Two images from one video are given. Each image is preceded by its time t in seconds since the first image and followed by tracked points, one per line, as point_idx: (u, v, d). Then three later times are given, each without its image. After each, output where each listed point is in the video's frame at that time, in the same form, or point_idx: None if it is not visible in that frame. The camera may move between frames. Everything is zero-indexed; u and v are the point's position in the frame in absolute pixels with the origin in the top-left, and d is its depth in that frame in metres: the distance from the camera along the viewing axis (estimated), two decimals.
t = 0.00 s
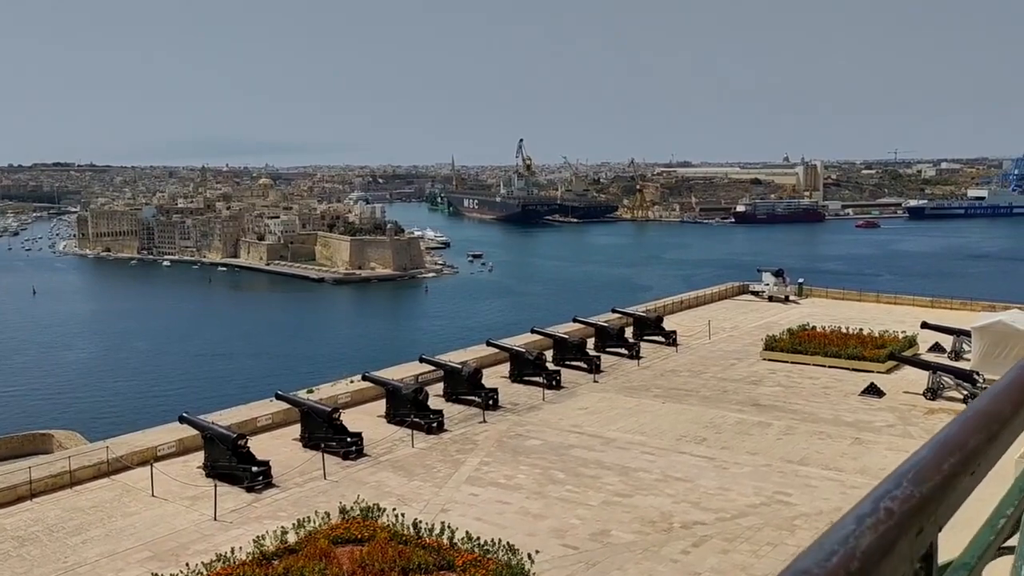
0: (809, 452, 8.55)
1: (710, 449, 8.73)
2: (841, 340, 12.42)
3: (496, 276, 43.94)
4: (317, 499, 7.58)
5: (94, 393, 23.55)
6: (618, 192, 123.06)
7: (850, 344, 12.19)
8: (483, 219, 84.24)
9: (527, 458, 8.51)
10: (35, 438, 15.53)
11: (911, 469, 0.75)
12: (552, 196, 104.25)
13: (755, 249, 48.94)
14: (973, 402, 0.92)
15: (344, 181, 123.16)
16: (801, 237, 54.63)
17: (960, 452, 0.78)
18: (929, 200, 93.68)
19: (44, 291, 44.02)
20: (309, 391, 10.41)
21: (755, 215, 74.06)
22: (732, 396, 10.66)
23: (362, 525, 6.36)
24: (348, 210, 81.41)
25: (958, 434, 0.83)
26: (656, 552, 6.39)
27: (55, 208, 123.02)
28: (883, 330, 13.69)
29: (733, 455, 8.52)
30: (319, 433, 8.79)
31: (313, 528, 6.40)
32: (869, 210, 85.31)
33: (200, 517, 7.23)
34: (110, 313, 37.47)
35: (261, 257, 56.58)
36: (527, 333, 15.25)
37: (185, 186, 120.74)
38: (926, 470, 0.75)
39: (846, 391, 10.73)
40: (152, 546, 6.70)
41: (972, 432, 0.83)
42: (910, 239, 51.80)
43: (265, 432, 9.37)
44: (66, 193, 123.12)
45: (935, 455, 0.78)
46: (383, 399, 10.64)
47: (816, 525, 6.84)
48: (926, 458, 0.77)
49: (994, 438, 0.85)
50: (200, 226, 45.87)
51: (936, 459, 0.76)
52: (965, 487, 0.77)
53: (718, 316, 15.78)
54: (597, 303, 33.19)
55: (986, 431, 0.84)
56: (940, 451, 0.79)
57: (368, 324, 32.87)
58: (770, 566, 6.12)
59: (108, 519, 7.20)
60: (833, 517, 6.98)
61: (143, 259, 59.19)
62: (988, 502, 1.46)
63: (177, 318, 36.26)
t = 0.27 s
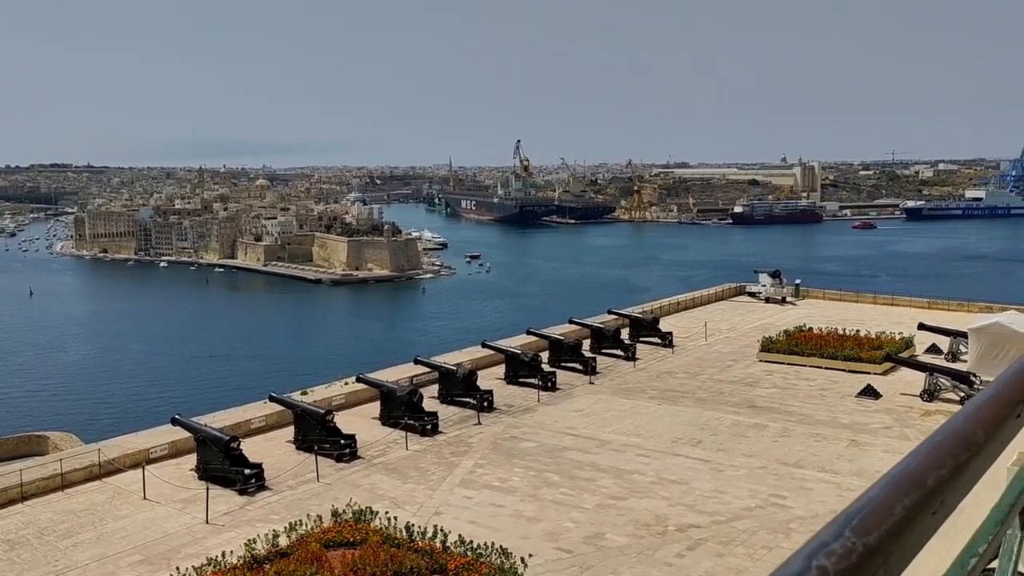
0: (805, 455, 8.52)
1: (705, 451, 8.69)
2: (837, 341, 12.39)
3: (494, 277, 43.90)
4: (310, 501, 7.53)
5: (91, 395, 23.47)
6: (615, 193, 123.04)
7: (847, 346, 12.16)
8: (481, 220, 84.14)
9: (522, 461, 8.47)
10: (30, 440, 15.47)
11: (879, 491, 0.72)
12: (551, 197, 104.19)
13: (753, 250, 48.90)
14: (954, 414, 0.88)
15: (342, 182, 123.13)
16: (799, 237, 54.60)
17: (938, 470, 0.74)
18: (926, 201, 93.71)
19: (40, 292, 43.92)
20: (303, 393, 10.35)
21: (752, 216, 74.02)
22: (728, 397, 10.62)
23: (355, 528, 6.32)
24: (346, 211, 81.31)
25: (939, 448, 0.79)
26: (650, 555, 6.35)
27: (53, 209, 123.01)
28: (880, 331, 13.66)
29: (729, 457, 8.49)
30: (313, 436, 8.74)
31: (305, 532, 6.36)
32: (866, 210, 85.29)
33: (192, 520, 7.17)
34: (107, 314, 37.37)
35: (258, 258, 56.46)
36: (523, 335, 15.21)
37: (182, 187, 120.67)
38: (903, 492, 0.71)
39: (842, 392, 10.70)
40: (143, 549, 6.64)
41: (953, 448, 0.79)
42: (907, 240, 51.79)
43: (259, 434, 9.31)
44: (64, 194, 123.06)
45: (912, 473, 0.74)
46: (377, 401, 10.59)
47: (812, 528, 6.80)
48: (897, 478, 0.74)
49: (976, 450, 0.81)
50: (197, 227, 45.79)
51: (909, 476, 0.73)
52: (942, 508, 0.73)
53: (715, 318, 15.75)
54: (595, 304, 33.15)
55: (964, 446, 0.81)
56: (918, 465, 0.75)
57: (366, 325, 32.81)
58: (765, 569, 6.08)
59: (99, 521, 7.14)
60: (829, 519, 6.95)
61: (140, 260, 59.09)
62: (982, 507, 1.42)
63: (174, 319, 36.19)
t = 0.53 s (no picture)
0: (799, 455, 8.52)
1: (699, 452, 8.69)
2: (831, 342, 12.39)
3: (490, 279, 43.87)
4: (303, 503, 7.51)
5: (86, 396, 23.41)
6: (611, 195, 123.07)
7: (841, 347, 12.16)
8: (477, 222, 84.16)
9: (516, 462, 8.46)
10: (25, 441, 15.43)
11: (901, 489, 0.69)
12: (547, 199, 104.15)
13: (748, 251, 48.90)
14: (967, 415, 0.85)
15: (338, 184, 123.13)
16: (794, 239, 54.62)
17: (952, 472, 0.72)
18: (921, 202, 93.80)
19: (36, 293, 43.82)
20: (297, 395, 10.33)
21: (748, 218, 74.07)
22: (723, 398, 10.63)
23: (347, 530, 6.30)
24: (342, 212, 81.25)
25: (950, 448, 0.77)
26: (644, 557, 6.34)
27: (49, 211, 123.07)
28: (874, 332, 13.67)
29: (723, 459, 8.48)
30: (306, 437, 8.72)
31: (297, 534, 6.34)
32: (861, 212, 85.33)
33: (185, 521, 7.15)
34: (103, 315, 37.30)
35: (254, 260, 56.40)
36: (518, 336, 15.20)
37: (179, 189, 120.64)
38: (915, 489, 0.70)
39: (836, 394, 10.71)
40: (136, 551, 6.62)
41: (966, 448, 0.77)
42: (902, 242, 51.81)
43: (252, 435, 9.29)
44: (61, 196, 123.04)
45: (927, 470, 0.73)
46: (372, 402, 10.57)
47: (806, 529, 6.80)
48: (911, 473, 0.72)
49: (996, 449, 0.79)
50: (193, 229, 45.73)
51: (926, 477, 0.70)
52: (955, 504, 0.72)
53: (709, 319, 15.76)
54: (591, 305, 33.14)
55: (985, 444, 0.78)
56: (932, 464, 0.73)
57: (362, 327, 32.77)
58: (758, 571, 6.07)
59: (92, 523, 7.11)
60: (822, 520, 6.95)
61: (136, 262, 59.02)
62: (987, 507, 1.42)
63: (170, 320, 36.12)
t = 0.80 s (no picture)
0: (792, 459, 8.52)
1: (692, 456, 8.68)
2: (824, 344, 12.40)
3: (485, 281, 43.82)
4: (295, 508, 7.49)
5: (81, 398, 23.34)
6: (606, 197, 123.08)
7: (834, 349, 12.17)
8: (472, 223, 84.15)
9: (509, 466, 8.44)
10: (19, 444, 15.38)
11: (895, 533, 0.72)
12: (542, 201, 104.11)
13: (743, 253, 48.90)
14: (963, 446, 0.88)
15: (334, 186, 123.15)
16: (789, 240, 54.63)
17: (947, 514, 0.75)
18: (915, 204, 93.86)
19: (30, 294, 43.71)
20: (289, 398, 10.31)
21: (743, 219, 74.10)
22: (716, 401, 10.62)
23: (338, 535, 6.28)
24: (338, 214, 81.21)
25: (947, 487, 0.79)
26: (636, 562, 6.33)
27: (45, 212, 123.09)
28: (867, 335, 13.68)
29: (716, 462, 8.48)
30: (298, 441, 8.69)
31: (287, 539, 6.32)
32: (855, 213, 85.39)
33: (176, 527, 7.12)
34: (97, 318, 37.22)
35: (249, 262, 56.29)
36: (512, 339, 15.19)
37: (174, 191, 120.56)
38: (910, 531, 0.72)
39: (829, 396, 10.71)
40: (126, 556, 6.58)
41: (963, 484, 0.79)
42: (897, 243, 51.82)
43: (244, 439, 9.26)
44: (57, 198, 123.09)
45: (926, 509, 0.75)
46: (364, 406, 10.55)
47: (798, 533, 6.79)
48: (907, 515, 0.75)
49: (986, 486, 0.82)
50: (188, 230, 45.66)
51: (917, 517, 0.73)
52: (951, 545, 0.74)
53: (703, 321, 15.76)
54: (586, 306, 33.12)
55: (977, 481, 0.81)
56: (928, 505, 0.76)
57: (357, 328, 32.74)
58: None
59: (82, 528, 7.08)
60: (814, 524, 6.94)
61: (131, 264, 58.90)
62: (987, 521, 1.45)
63: (166, 322, 36.05)
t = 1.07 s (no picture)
0: (782, 462, 8.49)
1: (683, 460, 8.64)
2: (816, 348, 12.38)
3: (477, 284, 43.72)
4: (282, 513, 7.40)
5: (71, 401, 23.20)
6: (599, 200, 123.09)
7: (825, 352, 12.16)
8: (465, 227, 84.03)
9: (498, 471, 8.38)
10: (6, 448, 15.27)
11: (881, 515, 0.69)
12: (534, 204, 104.10)
13: (735, 256, 48.90)
14: (956, 431, 0.85)
15: (327, 189, 123.15)
16: (781, 243, 54.66)
17: (935, 494, 0.72)
18: (906, 206, 93.96)
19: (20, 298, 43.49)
20: (278, 402, 10.23)
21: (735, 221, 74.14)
22: (706, 405, 10.58)
23: (324, 541, 6.21)
24: (330, 217, 81.09)
25: (934, 469, 0.76)
26: (626, 567, 6.27)
27: (36, 216, 122.97)
28: (858, 338, 13.66)
29: (706, 466, 8.44)
30: (286, 445, 8.62)
31: (273, 546, 6.25)
32: (847, 216, 85.46)
33: (160, 533, 7.02)
34: (88, 321, 37.06)
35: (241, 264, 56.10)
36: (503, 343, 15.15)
37: (166, 194, 120.43)
38: (900, 513, 0.69)
39: (820, 400, 10.68)
40: (110, 563, 6.50)
41: (953, 465, 0.77)
42: (888, 246, 51.87)
43: (231, 444, 9.18)
44: (47, 201, 123.07)
45: (913, 494, 0.72)
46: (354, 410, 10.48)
47: (788, 537, 6.76)
48: (896, 497, 0.72)
49: (982, 470, 0.78)
50: (179, 233, 45.47)
51: (907, 503, 0.70)
52: (943, 527, 0.71)
53: (695, 324, 15.72)
54: (579, 309, 33.07)
55: (972, 466, 0.77)
56: (917, 487, 0.73)
57: (349, 330, 32.63)
58: None
59: (65, 535, 7.00)
60: (805, 529, 6.90)
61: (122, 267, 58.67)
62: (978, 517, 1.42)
63: (157, 326, 35.89)
